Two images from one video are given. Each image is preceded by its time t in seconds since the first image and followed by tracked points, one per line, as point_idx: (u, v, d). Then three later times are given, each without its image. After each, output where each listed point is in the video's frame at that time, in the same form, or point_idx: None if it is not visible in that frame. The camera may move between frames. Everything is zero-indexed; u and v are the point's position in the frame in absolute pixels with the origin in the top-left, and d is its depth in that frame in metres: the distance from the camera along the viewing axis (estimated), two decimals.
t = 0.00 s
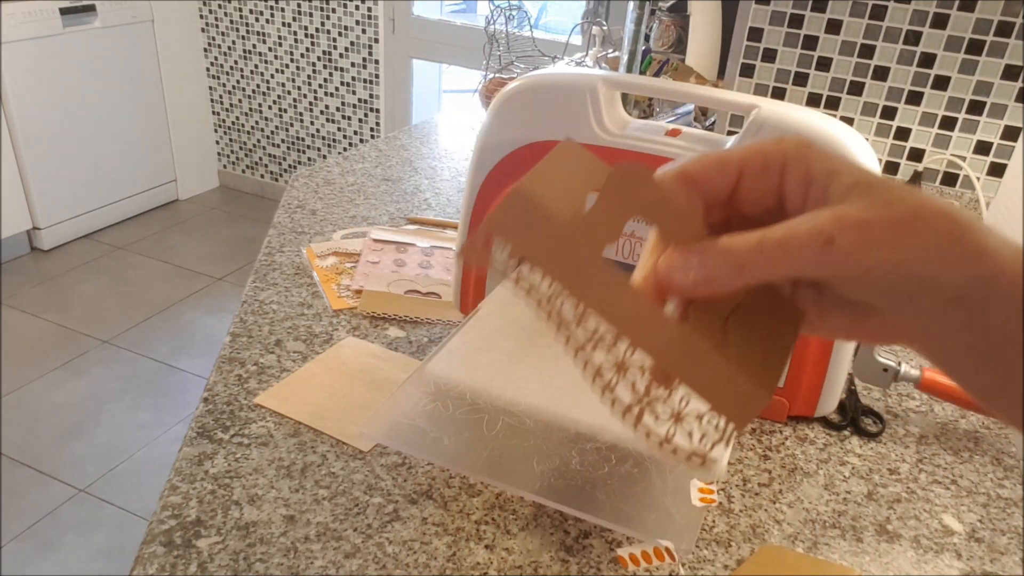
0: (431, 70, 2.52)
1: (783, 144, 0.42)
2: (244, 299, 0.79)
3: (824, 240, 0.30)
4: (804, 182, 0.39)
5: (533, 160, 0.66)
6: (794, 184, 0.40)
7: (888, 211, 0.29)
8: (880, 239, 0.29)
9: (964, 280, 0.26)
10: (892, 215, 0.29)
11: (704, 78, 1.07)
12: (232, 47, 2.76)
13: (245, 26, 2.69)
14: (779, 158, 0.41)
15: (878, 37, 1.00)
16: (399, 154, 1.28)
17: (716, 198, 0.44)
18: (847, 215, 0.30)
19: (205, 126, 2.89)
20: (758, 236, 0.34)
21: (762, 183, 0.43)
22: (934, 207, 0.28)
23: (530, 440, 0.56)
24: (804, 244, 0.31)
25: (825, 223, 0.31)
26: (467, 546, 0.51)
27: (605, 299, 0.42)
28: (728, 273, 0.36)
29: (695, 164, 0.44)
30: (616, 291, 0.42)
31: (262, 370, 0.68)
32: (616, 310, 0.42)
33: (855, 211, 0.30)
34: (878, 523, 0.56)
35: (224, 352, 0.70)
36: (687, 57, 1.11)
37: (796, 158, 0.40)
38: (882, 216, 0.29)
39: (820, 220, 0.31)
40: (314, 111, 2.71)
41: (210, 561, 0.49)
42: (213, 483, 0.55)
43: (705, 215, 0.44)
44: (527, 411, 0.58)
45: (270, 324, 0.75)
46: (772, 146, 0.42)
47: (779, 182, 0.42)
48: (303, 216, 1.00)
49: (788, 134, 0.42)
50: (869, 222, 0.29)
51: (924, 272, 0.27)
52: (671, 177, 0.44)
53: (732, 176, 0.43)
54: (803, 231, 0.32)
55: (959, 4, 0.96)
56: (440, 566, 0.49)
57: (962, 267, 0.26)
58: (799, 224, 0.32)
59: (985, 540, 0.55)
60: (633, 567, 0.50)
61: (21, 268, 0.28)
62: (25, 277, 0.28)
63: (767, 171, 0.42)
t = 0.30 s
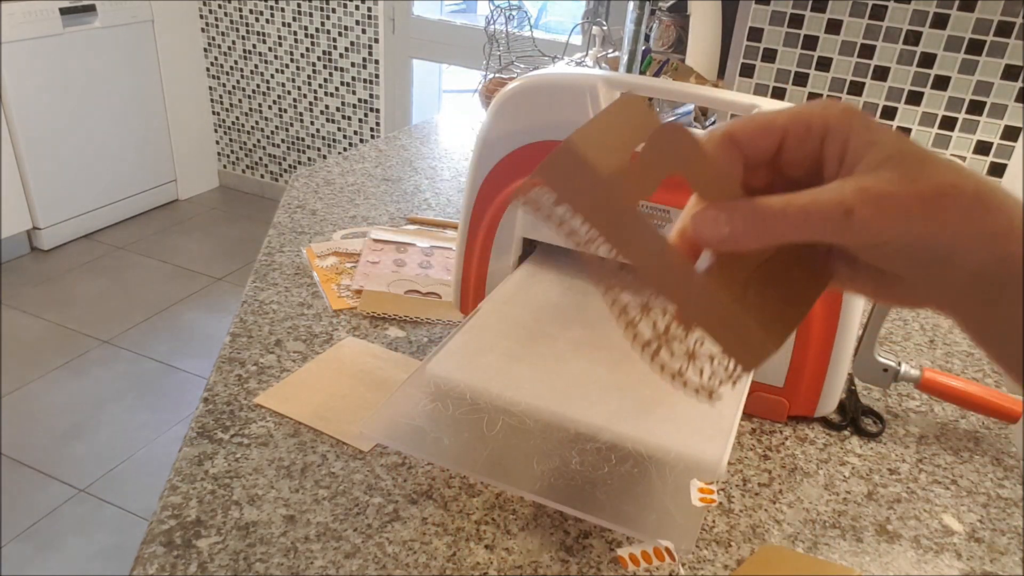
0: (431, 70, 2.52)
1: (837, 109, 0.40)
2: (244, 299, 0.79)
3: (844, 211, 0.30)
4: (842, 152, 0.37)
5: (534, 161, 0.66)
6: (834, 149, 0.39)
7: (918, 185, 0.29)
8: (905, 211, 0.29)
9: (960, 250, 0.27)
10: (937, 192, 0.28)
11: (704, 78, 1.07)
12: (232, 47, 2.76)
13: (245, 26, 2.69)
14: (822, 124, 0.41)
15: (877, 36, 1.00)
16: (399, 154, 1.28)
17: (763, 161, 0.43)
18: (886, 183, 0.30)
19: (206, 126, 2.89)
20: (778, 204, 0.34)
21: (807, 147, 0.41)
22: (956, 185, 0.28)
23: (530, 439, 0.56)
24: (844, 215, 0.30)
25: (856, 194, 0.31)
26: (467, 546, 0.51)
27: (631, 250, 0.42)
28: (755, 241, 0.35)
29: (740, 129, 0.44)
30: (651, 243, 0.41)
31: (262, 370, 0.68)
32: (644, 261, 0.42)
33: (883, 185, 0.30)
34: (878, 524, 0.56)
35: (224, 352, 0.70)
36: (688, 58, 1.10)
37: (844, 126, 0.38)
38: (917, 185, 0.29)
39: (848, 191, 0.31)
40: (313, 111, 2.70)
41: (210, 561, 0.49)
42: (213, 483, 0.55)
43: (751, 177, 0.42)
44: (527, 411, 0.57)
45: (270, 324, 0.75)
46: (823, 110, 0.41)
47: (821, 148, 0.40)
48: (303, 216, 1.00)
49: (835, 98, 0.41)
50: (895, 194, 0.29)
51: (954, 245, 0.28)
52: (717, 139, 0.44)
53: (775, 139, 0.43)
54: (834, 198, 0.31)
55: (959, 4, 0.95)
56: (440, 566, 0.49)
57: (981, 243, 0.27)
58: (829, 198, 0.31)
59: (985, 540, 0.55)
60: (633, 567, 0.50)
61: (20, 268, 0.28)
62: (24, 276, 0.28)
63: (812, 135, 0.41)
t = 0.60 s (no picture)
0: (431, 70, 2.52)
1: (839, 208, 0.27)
2: (244, 299, 0.79)
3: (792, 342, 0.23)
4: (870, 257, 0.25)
5: (533, 160, 0.66)
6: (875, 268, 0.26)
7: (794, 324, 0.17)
8: (923, 372, 0.13)
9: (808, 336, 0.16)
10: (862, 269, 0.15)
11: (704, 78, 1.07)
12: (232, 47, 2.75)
13: (245, 26, 2.68)
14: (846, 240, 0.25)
15: (878, 36, 1.00)
16: (399, 154, 1.28)
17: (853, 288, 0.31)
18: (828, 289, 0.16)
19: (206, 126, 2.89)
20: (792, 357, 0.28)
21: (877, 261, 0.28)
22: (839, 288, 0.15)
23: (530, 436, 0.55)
24: (806, 332, 0.17)
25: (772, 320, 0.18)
26: (467, 546, 0.51)
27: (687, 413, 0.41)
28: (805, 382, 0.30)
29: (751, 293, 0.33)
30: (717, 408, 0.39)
31: (262, 370, 0.68)
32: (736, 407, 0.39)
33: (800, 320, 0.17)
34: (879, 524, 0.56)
35: (224, 353, 0.70)
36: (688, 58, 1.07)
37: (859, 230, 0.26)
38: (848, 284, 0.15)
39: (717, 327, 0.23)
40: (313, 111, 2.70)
41: (210, 561, 0.49)
42: (213, 483, 0.55)
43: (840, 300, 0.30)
44: (528, 411, 0.57)
45: (270, 324, 0.75)
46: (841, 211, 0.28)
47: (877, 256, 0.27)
48: (304, 216, 1.00)
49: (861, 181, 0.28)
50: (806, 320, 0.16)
51: (910, 372, 0.13)
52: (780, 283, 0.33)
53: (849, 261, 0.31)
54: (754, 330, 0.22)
55: (959, 4, 0.95)
56: (440, 566, 0.49)
57: (934, 346, 0.12)
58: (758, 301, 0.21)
59: (985, 540, 0.55)
60: (633, 567, 0.50)
61: (21, 269, 0.28)
62: (25, 275, 0.28)
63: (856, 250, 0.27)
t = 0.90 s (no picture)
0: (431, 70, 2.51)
1: (882, 349, 0.36)
2: (244, 299, 0.79)
3: (964, 462, 0.26)
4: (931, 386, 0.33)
5: (534, 160, 0.66)
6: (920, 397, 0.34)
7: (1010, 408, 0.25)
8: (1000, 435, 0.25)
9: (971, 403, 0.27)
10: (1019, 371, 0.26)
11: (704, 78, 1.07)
12: (232, 47, 2.75)
13: (245, 26, 2.68)
14: (901, 370, 0.35)
15: (878, 37, 1.00)
16: (399, 154, 1.28)
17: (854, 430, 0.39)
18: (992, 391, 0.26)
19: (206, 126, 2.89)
20: (903, 463, 0.29)
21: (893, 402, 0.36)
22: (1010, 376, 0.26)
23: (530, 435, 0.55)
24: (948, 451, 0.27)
25: (965, 441, 0.26)
26: (467, 546, 0.51)
27: (732, 530, 0.39)
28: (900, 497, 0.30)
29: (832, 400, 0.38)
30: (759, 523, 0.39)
31: (262, 370, 0.68)
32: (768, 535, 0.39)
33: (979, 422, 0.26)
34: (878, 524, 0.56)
35: (224, 352, 0.70)
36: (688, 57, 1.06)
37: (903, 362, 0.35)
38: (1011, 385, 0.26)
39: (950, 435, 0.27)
40: (313, 111, 2.70)
41: (210, 561, 0.49)
42: (213, 483, 0.55)
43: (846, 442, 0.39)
44: (528, 410, 0.57)
45: (270, 324, 0.75)
46: (886, 354, 0.36)
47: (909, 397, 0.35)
48: (304, 216, 1.00)
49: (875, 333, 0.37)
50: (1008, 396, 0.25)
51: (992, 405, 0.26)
52: (811, 416, 0.39)
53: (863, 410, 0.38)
54: (945, 451, 0.27)
55: (959, 4, 0.96)
56: (440, 566, 0.49)
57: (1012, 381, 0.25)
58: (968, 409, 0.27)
59: (985, 540, 0.55)
60: (633, 567, 0.51)
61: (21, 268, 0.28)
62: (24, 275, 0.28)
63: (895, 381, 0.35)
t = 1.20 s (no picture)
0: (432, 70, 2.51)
1: (880, 272, 0.35)
2: (244, 299, 0.79)
3: (940, 381, 0.27)
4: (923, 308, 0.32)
5: (534, 160, 0.66)
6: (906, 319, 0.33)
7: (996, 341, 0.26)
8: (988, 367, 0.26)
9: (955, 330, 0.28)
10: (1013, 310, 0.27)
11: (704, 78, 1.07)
12: (232, 47, 2.75)
13: (245, 26, 2.68)
14: (894, 292, 0.34)
15: (878, 36, 1.00)
16: (399, 154, 1.28)
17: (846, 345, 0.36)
18: (980, 327, 0.27)
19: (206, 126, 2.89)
20: (881, 374, 0.29)
21: (882, 320, 0.35)
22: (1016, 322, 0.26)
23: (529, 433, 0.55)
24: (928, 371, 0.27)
25: (947, 360, 0.27)
26: (466, 546, 0.51)
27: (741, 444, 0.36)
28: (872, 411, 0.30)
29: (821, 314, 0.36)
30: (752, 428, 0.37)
31: (262, 370, 0.68)
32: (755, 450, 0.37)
33: (959, 346, 0.27)
34: (878, 524, 0.56)
35: (224, 353, 0.70)
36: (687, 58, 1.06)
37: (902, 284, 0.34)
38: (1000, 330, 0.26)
39: (932, 354, 0.28)
40: (313, 111, 2.70)
41: (210, 561, 0.49)
42: (213, 483, 0.55)
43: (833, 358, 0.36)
44: (528, 410, 0.57)
45: (270, 324, 0.75)
46: (883, 277, 0.35)
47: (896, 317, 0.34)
48: (304, 216, 1.00)
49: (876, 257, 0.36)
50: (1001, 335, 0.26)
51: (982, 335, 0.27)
52: (801, 326, 0.36)
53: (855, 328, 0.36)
54: (924, 369, 0.28)
55: (959, 4, 0.96)
56: (440, 566, 0.49)
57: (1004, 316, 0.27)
58: (955, 338, 0.28)
59: (985, 540, 0.55)
60: (633, 567, 0.50)
61: (21, 269, 0.28)
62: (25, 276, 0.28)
63: (888, 304, 0.34)
